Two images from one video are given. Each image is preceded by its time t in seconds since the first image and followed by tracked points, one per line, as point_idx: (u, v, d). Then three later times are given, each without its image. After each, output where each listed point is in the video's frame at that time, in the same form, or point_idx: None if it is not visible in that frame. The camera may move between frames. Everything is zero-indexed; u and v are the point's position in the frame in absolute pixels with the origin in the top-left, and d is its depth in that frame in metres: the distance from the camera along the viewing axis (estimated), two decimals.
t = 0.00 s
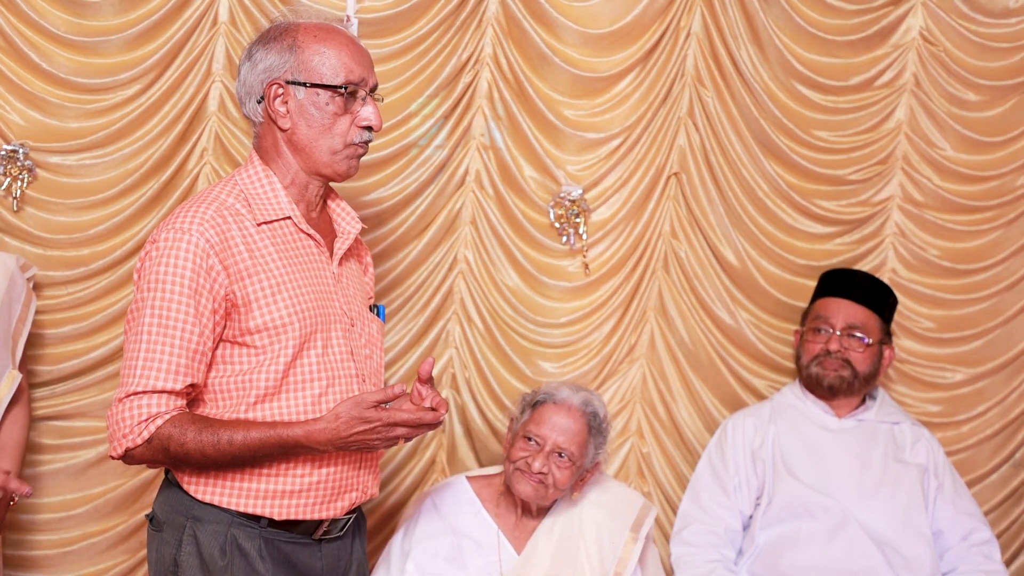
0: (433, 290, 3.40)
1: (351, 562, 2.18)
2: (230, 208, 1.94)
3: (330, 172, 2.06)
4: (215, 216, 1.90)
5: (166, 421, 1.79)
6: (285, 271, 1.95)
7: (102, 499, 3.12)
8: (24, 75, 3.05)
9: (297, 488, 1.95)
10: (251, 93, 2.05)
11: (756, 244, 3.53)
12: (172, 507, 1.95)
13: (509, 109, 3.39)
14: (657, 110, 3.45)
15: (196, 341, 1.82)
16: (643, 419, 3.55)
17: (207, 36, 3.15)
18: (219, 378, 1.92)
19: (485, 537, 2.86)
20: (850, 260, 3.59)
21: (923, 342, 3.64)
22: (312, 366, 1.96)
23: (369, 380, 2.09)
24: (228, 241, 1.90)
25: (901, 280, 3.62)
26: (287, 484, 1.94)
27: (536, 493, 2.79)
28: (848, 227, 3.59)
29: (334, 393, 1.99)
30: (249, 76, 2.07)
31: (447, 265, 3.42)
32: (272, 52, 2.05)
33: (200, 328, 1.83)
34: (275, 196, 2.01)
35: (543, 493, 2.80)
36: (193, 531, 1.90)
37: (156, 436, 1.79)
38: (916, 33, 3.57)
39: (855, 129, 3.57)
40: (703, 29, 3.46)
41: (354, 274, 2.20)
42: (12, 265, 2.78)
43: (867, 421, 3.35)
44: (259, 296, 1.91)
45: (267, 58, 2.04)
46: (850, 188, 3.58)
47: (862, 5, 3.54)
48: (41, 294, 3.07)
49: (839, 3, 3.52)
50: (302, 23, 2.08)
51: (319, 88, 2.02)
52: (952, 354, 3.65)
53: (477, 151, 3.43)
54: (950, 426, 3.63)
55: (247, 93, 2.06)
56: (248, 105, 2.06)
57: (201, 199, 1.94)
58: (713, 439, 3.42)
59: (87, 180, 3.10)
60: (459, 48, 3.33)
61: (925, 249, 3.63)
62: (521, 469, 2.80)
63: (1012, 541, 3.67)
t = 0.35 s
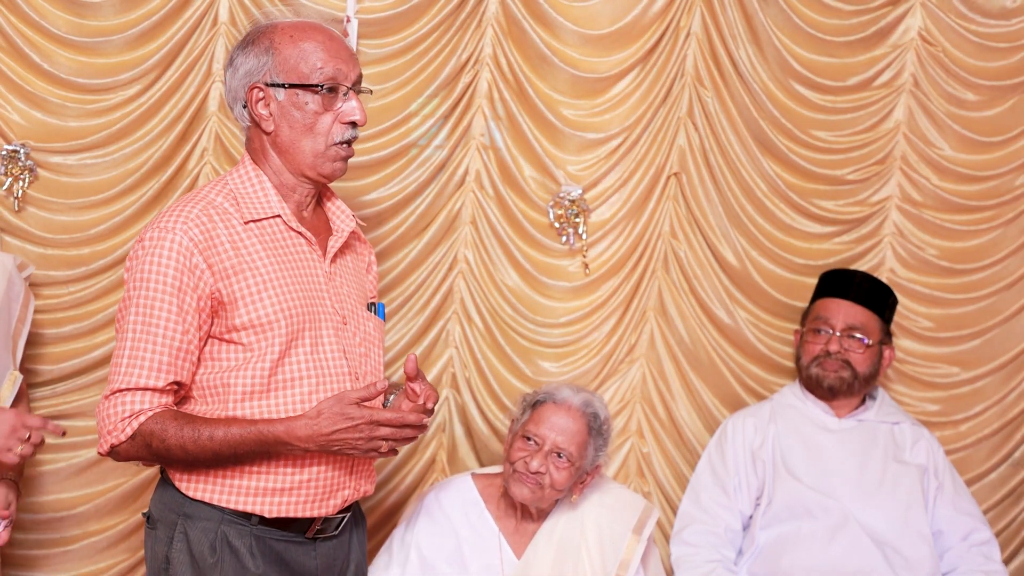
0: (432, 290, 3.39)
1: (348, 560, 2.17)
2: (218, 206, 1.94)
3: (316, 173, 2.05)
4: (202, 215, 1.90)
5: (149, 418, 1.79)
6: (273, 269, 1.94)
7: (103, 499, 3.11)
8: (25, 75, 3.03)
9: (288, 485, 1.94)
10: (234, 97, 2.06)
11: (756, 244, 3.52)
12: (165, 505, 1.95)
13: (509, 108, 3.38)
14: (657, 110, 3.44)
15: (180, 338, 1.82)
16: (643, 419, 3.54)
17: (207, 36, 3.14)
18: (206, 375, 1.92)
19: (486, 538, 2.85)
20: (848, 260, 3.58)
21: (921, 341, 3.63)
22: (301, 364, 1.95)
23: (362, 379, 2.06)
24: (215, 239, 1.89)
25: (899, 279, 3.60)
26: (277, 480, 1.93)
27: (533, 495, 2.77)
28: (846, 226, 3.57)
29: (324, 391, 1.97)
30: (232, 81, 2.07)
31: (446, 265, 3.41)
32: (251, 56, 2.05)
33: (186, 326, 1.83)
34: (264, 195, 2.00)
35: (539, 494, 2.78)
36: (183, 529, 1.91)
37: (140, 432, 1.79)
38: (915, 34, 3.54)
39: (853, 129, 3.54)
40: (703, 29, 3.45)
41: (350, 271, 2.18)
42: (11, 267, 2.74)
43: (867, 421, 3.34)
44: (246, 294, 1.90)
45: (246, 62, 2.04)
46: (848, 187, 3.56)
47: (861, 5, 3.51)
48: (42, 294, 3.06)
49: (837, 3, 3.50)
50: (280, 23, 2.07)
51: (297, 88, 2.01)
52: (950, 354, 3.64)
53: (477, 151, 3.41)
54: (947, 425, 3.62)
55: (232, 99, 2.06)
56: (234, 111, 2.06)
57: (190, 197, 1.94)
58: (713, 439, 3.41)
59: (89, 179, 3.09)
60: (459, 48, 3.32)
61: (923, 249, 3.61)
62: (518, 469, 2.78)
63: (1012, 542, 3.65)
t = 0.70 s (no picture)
0: (432, 290, 3.39)
1: (340, 563, 2.14)
2: (198, 200, 1.95)
3: (252, 175, 2.03)
4: (181, 208, 1.92)
5: (123, 403, 1.82)
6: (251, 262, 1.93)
7: (103, 499, 3.11)
8: (25, 75, 3.03)
9: (262, 482, 1.93)
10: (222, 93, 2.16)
11: (755, 244, 3.51)
12: (149, 500, 1.98)
13: (509, 109, 3.38)
14: (657, 110, 3.44)
15: (155, 327, 1.84)
16: (643, 419, 3.54)
17: (207, 37, 3.14)
18: (189, 366, 1.93)
19: (489, 539, 2.85)
20: (846, 259, 3.58)
21: (919, 340, 3.63)
22: (281, 357, 1.93)
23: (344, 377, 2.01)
24: (192, 231, 1.90)
25: (898, 279, 3.60)
26: (250, 476, 1.92)
27: (534, 507, 2.78)
28: (845, 226, 3.57)
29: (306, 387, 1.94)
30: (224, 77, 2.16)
31: (446, 265, 3.41)
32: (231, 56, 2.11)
33: (160, 316, 1.84)
34: (248, 190, 2.01)
35: (543, 504, 2.79)
36: (160, 524, 1.93)
37: (116, 417, 1.82)
38: (914, 34, 3.53)
39: (851, 129, 3.54)
40: (702, 29, 3.45)
41: (349, 266, 2.15)
42: (21, 268, 2.68)
43: (867, 421, 3.34)
44: (222, 286, 1.89)
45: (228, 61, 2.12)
46: (846, 187, 3.56)
47: (859, 5, 3.50)
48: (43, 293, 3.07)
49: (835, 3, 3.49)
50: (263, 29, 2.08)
51: (240, 90, 2.02)
52: (948, 353, 3.64)
53: (477, 151, 3.42)
54: (946, 424, 3.62)
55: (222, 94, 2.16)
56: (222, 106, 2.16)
57: (174, 193, 1.96)
58: (712, 439, 3.41)
59: (89, 179, 3.09)
60: (459, 48, 3.32)
61: (921, 248, 3.61)
62: (522, 478, 2.78)
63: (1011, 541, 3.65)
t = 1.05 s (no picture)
0: (433, 289, 3.40)
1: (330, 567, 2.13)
2: (189, 201, 1.97)
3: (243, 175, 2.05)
4: (170, 208, 1.94)
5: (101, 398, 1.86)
6: (232, 265, 1.93)
7: (104, 497, 3.12)
8: (25, 75, 3.03)
9: (237, 484, 1.93)
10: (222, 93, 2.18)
11: (755, 243, 3.52)
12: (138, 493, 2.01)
13: (509, 108, 3.39)
14: (656, 110, 3.45)
15: (135, 325, 1.87)
16: (642, 419, 3.55)
17: (207, 37, 3.15)
18: (174, 365, 1.95)
19: (494, 537, 2.86)
20: (845, 259, 3.58)
21: (917, 339, 3.63)
22: (259, 362, 1.92)
23: (324, 383, 1.98)
24: (178, 232, 1.92)
25: (896, 278, 3.60)
26: (226, 478, 1.93)
27: (542, 495, 2.78)
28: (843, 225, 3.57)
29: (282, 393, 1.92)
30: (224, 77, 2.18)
31: (446, 264, 3.42)
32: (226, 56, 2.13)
33: (141, 314, 1.87)
34: (240, 193, 2.01)
35: (550, 494, 2.79)
36: (142, 518, 1.96)
37: (93, 411, 1.87)
38: (912, 34, 3.53)
39: (849, 128, 3.54)
40: (702, 30, 3.47)
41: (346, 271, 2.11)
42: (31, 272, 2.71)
43: (867, 421, 3.35)
44: (202, 289, 1.90)
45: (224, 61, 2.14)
46: (844, 187, 3.56)
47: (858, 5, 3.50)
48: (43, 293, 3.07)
49: (833, 3, 3.49)
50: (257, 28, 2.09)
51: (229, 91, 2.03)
52: (946, 352, 3.64)
53: (477, 151, 3.43)
54: (944, 423, 3.63)
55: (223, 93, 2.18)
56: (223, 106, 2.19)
57: (169, 193, 1.99)
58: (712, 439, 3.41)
59: (90, 178, 3.10)
60: (458, 48, 3.33)
61: (920, 247, 3.61)
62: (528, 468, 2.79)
63: (1010, 540, 3.66)
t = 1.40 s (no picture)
0: (433, 289, 3.41)
1: (328, 568, 2.13)
2: (191, 200, 1.98)
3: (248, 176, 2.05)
4: (173, 208, 1.95)
5: (97, 393, 1.87)
6: (233, 264, 1.94)
7: (104, 497, 3.12)
8: (26, 75, 3.04)
9: (237, 484, 1.95)
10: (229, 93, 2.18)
11: (754, 243, 3.52)
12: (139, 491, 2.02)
13: (509, 108, 3.40)
14: (656, 110, 3.46)
15: (134, 323, 1.88)
16: (642, 418, 3.55)
17: (207, 37, 3.16)
18: (173, 364, 1.95)
19: (478, 533, 2.88)
20: (843, 258, 3.58)
21: (914, 338, 3.64)
22: (256, 362, 1.92)
23: (324, 383, 1.98)
24: (178, 230, 1.93)
25: (894, 278, 3.60)
26: (225, 478, 1.94)
27: (532, 473, 2.86)
28: (842, 225, 3.57)
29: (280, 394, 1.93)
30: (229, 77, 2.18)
31: (446, 265, 3.43)
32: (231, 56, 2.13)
33: (140, 311, 1.88)
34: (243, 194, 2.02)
35: (540, 473, 2.87)
36: (143, 517, 1.97)
37: (90, 406, 1.88)
38: (910, 34, 3.54)
39: (847, 128, 3.55)
40: (701, 30, 3.47)
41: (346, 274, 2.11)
42: (16, 269, 2.73)
43: (867, 421, 3.35)
44: (202, 287, 1.91)
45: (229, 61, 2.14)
46: (842, 186, 3.56)
47: (856, 5, 3.51)
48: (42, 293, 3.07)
49: (832, 3, 3.50)
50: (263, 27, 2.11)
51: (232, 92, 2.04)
52: (944, 352, 3.64)
53: (477, 151, 3.43)
54: (943, 423, 3.62)
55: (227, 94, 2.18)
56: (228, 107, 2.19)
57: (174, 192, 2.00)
58: (712, 439, 3.42)
59: (91, 178, 3.10)
60: (458, 48, 3.34)
61: (917, 246, 3.61)
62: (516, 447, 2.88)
63: (1009, 540, 3.66)
